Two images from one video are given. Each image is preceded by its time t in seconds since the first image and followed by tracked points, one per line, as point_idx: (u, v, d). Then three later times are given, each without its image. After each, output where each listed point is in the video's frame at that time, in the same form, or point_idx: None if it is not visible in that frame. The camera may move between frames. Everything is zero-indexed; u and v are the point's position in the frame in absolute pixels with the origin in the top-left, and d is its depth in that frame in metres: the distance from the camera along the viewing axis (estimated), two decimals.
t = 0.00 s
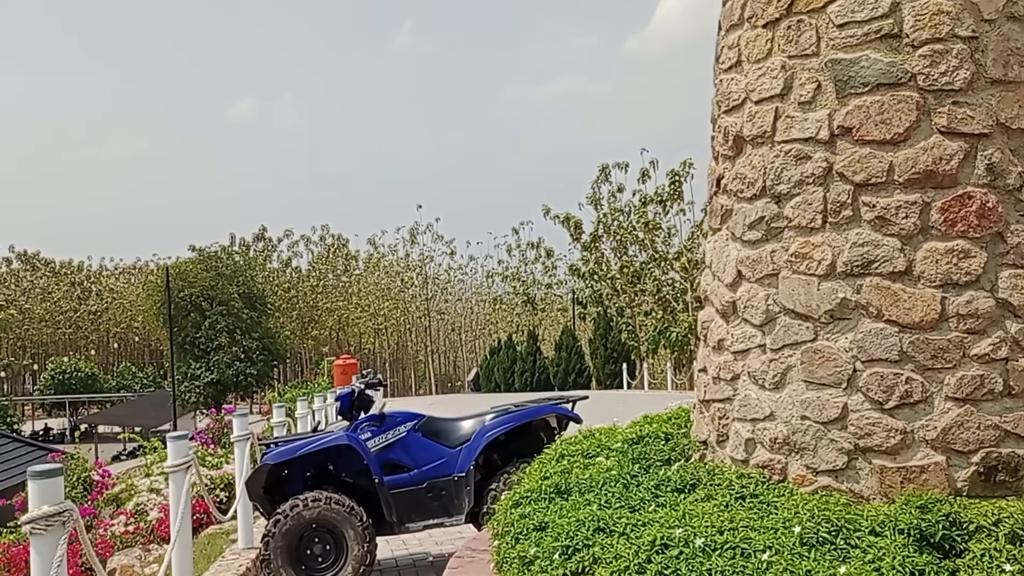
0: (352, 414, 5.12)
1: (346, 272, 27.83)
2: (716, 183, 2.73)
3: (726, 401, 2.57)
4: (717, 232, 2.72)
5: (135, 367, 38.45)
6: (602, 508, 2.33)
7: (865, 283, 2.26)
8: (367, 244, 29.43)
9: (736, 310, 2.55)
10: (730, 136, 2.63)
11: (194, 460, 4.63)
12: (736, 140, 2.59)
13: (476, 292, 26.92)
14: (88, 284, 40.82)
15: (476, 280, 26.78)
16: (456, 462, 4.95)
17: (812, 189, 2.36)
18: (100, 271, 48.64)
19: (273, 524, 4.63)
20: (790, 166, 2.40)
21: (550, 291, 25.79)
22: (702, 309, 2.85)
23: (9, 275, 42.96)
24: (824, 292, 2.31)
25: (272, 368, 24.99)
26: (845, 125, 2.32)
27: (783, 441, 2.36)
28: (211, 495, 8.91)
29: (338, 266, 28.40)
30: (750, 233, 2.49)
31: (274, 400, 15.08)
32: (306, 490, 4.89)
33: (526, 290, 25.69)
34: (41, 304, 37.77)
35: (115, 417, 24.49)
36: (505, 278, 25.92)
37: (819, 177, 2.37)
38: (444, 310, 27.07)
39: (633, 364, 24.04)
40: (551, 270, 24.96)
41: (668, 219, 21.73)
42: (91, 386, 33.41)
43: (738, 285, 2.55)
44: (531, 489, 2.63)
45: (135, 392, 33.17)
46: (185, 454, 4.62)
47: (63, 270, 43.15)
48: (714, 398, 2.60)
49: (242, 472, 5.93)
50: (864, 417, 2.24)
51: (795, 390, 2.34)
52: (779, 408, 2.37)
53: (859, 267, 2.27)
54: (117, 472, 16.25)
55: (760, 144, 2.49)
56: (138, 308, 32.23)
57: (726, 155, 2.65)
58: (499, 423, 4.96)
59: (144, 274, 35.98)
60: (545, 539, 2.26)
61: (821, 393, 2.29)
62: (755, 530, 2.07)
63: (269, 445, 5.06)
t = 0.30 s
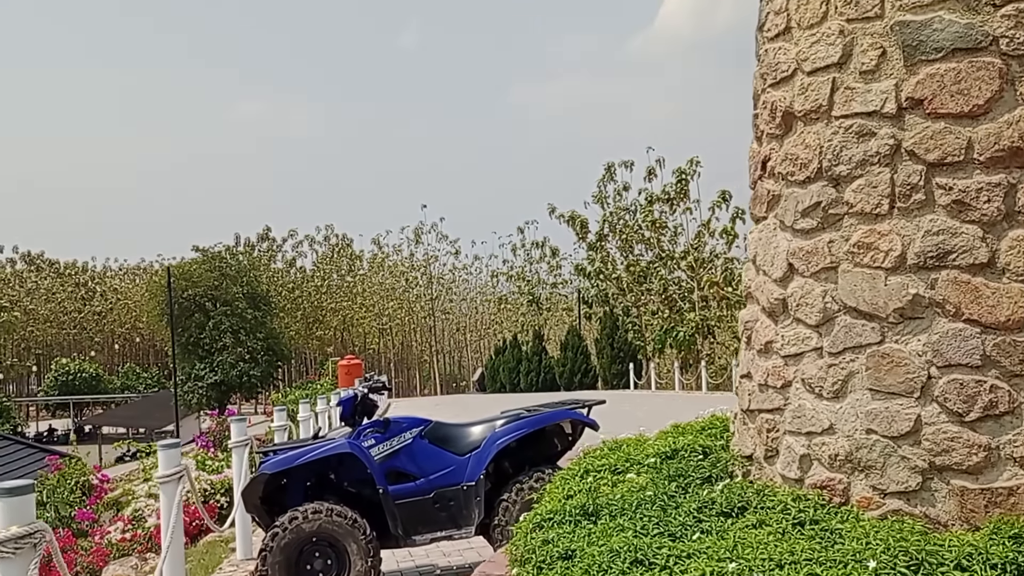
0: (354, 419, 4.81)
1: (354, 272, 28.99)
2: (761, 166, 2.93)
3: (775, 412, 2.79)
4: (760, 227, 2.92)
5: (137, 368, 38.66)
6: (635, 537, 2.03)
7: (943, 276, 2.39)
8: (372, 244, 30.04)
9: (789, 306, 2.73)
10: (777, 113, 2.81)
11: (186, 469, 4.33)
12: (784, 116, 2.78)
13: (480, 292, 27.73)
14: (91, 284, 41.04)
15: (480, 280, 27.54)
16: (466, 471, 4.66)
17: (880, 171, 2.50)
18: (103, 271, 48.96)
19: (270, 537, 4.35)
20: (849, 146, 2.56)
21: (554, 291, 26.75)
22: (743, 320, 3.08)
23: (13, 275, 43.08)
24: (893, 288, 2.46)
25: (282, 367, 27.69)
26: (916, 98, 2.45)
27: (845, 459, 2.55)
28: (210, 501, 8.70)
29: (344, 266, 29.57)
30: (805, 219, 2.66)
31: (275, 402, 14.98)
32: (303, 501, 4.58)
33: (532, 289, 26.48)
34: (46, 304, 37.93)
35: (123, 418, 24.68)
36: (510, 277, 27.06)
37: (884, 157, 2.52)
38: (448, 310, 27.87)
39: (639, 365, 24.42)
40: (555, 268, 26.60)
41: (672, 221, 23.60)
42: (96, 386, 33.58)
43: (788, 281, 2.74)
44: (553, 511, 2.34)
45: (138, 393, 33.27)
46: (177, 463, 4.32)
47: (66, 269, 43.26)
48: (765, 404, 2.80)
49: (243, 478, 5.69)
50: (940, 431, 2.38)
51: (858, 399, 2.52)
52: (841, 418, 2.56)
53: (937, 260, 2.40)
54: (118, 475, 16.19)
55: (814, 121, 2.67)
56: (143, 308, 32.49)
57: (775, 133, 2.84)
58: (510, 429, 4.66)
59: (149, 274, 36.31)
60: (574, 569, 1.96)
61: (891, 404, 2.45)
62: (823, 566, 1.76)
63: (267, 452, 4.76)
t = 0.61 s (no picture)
0: (355, 425, 4.52)
1: (356, 271, 28.95)
2: (818, 142, 2.93)
3: (836, 424, 2.78)
4: (814, 216, 2.90)
5: (139, 368, 38.53)
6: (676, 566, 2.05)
7: None
8: (376, 243, 29.93)
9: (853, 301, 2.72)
10: (838, 81, 2.81)
11: (175, 480, 4.03)
12: (847, 85, 2.78)
13: (484, 291, 27.66)
14: (94, 284, 40.86)
15: (483, 279, 27.48)
16: (474, 480, 4.37)
17: (962, 142, 2.48)
18: (107, 271, 48.96)
19: (267, 552, 4.06)
20: (928, 115, 2.54)
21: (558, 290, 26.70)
22: (792, 322, 3.06)
23: (15, 275, 42.85)
24: (980, 280, 2.43)
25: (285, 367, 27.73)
26: (1007, 60, 2.44)
27: (925, 479, 2.51)
28: (208, 507, 8.46)
29: (347, 265, 29.47)
30: (875, 202, 2.65)
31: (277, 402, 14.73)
32: (302, 513, 4.29)
33: (536, 288, 26.41)
34: (47, 305, 37.73)
35: (126, 418, 24.46)
36: (514, 276, 27.03)
37: (968, 128, 2.49)
38: (451, 309, 27.78)
39: (644, 364, 24.45)
40: (560, 267, 26.59)
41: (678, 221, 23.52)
42: (97, 387, 33.38)
43: (854, 274, 2.72)
44: (579, 537, 2.34)
45: (139, 394, 33.03)
46: (166, 474, 4.02)
47: (67, 270, 43.08)
48: (823, 416, 2.79)
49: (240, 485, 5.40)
50: None
51: (938, 412, 2.49)
52: (919, 433, 2.52)
53: None
54: (116, 477, 15.93)
55: (882, 90, 2.66)
56: (145, 308, 32.27)
57: (836, 102, 2.83)
58: (522, 435, 4.37)
59: (152, 274, 36.16)
60: None
61: (981, 416, 2.41)
62: None
63: (264, 460, 4.47)
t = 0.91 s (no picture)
0: (356, 428, 4.24)
1: (359, 270, 28.85)
2: (892, 102, 2.72)
3: (917, 431, 2.53)
4: (891, 187, 2.69)
5: (142, 368, 38.39)
6: None
7: None
8: (380, 242, 29.75)
9: (939, 288, 2.48)
10: (917, 30, 2.60)
11: (163, 486, 3.78)
12: (926, 33, 2.57)
13: (489, 290, 27.50)
14: (98, 284, 40.72)
15: (488, 278, 27.32)
16: (484, 486, 4.08)
17: None
18: (110, 271, 48.85)
19: (261, 565, 3.78)
20: None
21: (563, 289, 26.57)
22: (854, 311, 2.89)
23: (18, 275, 42.71)
24: None
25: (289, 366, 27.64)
26: None
27: None
28: (207, 510, 8.21)
29: (351, 265, 29.32)
30: (965, 168, 2.41)
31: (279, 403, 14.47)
32: (298, 523, 4.01)
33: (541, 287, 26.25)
34: (50, 304, 37.64)
35: (130, 418, 24.33)
36: (518, 274, 26.89)
37: None
38: (456, 308, 27.61)
39: (651, 363, 24.29)
40: (566, 265, 26.47)
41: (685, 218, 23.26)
42: (100, 387, 33.25)
43: (939, 257, 2.49)
44: (612, 562, 2.32)
45: (143, 394, 32.91)
46: (154, 479, 3.76)
47: (70, 270, 43.02)
48: (898, 419, 2.57)
49: (235, 489, 5.12)
50: None
51: None
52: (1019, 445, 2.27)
53: None
54: (116, 478, 15.66)
55: (971, 37, 2.44)
56: (149, 308, 32.10)
57: (911, 55, 2.63)
58: (535, 439, 4.08)
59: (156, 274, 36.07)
60: None
61: None
62: None
63: (257, 466, 4.19)
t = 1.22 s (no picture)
0: (356, 434, 3.92)
1: (363, 269, 28.65)
2: (1003, 43, 2.64)
3: None
4: (1006, 143, 2.62)
5: (142, 369, 38.10)
6: None
7: None
8: (384, 242, 29.50)
9: None
10: None
11: (144, 499, 3.45)
12: None
13: (493, 289, 27.23)
14: (101, 284, 40.53)
15: (492, 277, 27.09)
16: (494, 497, 3.77)
17: None
18: (111, 272, 48.61)
19: None
20: None
21: (568, 288, 26.33)
22: (951, 295, 2.88)
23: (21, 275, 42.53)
24: None
25: (291, 366, 27.52)
26: None
27: None
28: (205, 516, 7.92)
29: (354, 264, 29.07)
30: None
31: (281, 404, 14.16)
32: (293, 538, 3.68)
33: (547, 286, 25.98)
34: (53, 304, 37.39)
35: (131, 418, 24.10)
36: (523, 273, 26.65)
37: None
38: (460, 308, 27.32)
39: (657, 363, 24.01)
40: (571, 264, 26.23)
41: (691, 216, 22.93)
42: (102, 387, 32.99)
43: None
44: None
45: (144, 394, 32.62)
46: (134, 492, 3.43)
47: (72, 270, 42.70)
48: (1019, 430, 2.51)
49: (229, 495, 4.79)
50: None
51: None
52: None
53: None
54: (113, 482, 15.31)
55: None
56: (151, 308, 31.88)
57: None
58: (550, 446, 3.76)
59: (158, 274, 35.84)
60: None
61: None
62: None
63: (249, 476, 3.86)
